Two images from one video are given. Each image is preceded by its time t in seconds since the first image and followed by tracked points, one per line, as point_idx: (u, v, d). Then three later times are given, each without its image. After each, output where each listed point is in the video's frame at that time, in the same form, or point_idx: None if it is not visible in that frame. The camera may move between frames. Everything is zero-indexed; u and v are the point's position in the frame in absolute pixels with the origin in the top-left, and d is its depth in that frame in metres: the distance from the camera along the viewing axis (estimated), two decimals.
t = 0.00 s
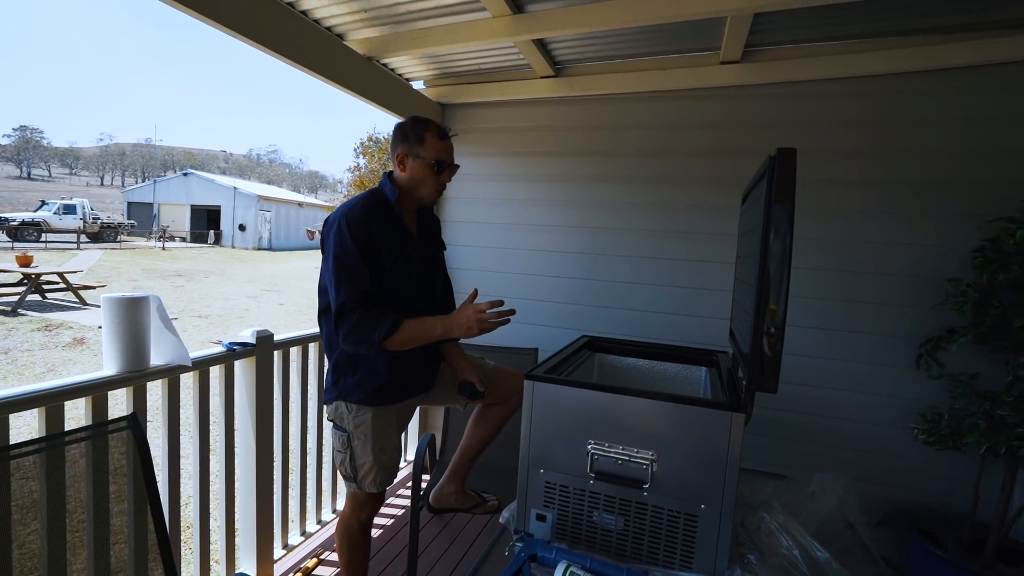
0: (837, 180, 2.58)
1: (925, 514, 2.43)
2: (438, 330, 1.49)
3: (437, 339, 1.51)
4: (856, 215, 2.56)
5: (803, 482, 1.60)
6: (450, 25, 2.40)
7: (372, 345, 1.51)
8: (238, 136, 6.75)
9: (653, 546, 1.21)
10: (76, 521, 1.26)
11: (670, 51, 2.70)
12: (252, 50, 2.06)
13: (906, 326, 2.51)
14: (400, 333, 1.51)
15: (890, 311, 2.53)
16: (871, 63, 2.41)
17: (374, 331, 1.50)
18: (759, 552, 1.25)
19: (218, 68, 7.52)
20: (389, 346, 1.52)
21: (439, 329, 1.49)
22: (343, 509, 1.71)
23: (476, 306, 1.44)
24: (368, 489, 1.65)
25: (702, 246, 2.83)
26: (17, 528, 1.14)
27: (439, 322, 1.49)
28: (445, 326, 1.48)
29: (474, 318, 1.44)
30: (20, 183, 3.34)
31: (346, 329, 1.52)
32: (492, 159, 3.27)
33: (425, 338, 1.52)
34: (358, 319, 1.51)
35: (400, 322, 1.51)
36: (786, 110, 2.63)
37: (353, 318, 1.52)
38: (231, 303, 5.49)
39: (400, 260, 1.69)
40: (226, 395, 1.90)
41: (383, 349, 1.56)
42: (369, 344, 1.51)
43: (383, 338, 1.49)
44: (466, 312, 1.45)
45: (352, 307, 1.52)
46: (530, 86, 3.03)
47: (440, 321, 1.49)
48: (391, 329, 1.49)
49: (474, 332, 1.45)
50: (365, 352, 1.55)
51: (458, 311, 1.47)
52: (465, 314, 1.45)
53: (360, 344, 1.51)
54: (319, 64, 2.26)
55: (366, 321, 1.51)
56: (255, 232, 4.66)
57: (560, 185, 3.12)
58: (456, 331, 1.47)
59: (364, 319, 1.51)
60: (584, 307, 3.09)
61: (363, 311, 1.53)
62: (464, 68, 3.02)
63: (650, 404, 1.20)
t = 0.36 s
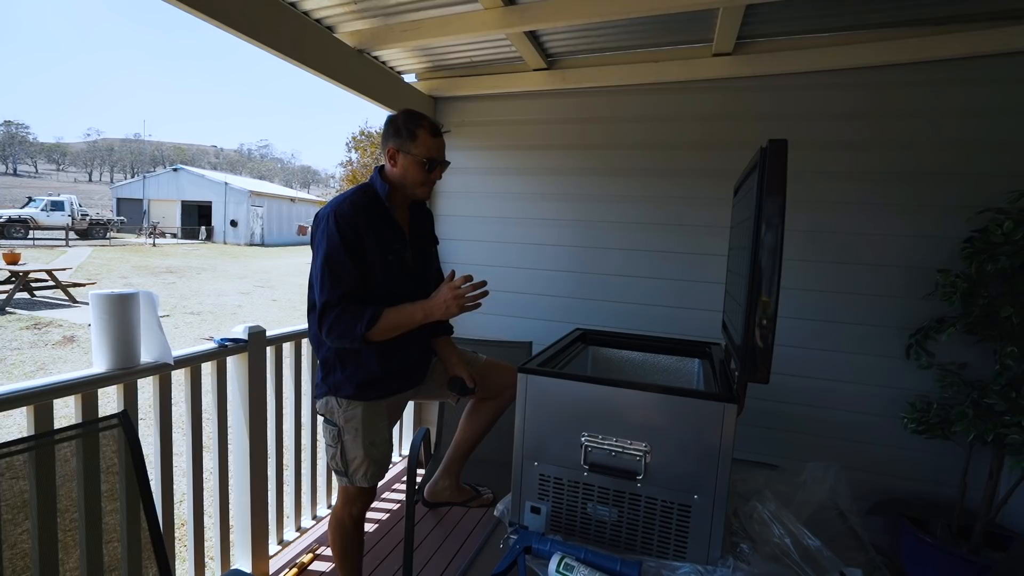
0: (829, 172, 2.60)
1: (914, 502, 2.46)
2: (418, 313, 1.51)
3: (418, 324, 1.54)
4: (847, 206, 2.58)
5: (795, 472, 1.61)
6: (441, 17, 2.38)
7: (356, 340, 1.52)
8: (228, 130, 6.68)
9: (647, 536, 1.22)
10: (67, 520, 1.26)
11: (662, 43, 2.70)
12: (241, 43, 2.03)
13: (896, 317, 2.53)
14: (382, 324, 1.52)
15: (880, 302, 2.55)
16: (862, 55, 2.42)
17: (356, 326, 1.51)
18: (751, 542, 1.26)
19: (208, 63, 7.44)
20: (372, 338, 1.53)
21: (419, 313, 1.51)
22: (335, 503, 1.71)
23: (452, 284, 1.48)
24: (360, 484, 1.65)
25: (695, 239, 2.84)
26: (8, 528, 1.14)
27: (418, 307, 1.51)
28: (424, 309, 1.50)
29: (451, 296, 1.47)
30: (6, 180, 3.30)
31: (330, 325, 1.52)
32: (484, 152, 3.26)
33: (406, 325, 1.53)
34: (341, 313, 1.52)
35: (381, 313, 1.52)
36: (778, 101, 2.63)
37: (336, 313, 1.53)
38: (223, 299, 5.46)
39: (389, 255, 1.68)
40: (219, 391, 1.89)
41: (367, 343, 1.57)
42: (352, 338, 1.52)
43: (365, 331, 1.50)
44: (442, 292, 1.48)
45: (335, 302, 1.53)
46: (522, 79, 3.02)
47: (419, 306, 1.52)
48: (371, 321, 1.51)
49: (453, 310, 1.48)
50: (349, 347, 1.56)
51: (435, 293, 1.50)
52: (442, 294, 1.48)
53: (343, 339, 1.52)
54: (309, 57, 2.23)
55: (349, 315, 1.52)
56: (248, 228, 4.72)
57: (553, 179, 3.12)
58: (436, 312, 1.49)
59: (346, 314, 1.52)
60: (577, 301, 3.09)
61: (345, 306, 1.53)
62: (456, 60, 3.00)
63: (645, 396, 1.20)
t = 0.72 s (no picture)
0: (826, 168, 2.60)
1: (909, 498, 2.47)
2: (412, 313, 1.50)
3: (412, 322, 1.53)
4: (844, 203, 2.58)
5: (790, 468, 1.62)
6: (438, 11, 2.37)
7: (348, 336, 1.52)
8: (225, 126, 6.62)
9: (642, 532, 1.22)
10: (60, 516, 1.26)
11: (660, 39, 2.69)
12: (234, 36, 2.01)
13: (893, 314, 2.54)
14: (375, 321, 1.51)
15: (876, 299, 2.56)
16: (859, 51, 2.42)
17: (349, 322, 1.50)
18: (745, 538, 1.26)
19: (202, 56, 7.36)
20: (365, 335, 1.53)
21: (413, 313, 1.50)
22: (330, 499, 1.71)
23: (447, 284, 1.46)
24: (354, 480, 1.65)
25: (692, 236, 2.83)
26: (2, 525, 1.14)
27: (412, 306, 1.50)
28: (418, 309, 1.49)
29: (446, 296, 1.45)
30: None
31: (322, 321, 1.52)
32: (481, 148, 3.25)
33: (400, 323, 1.53)
34: (333, 309, 1.52)
35: (373, 310, 1.51)
36: (776, 98, 2.63)
37: (328, 309, 1.52)
38: (219, 295, 5.42)
39: (383, 251, 1.68)
40: (213, 387, 1.88)
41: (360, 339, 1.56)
42: (344, 334, 1.51)
43: (357, 328, 1.50)
44: (437, 292, 1.47)
45: (328, 298, 1.53)
46: (519, 74, 3.00)
47: (413, 304, 1.51)
48: (364, 316, 1.50)
49: (448, 311, 1.47)
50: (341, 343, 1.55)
51: (430, 292, 1.49)
52: (437, 295, 1.46)
53: (335, 335, 1.52)
54: (304, 51, 2.21)
55: (341, 312, 1.51)
56: (245, 224, 4.53)
57: (550, 175, 3.11)
58: (431, 311, 1.48)
59: (338, 310, 1.51)
60: (574, 297, 3.09)
61: (337, 302, 1.53)
62: (453, 55, 2.98)
63: (640, 392, 1.20)
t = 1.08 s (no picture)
0: (831, 165, 2.58)
1: (913, 497, 2.46)
2: (408, 305, 1.50)
3: (407, 314, 1.53)
4: (850, 200, 2.56)
5: (794, 466, 1.61)
6: (441, 7, 2.35)
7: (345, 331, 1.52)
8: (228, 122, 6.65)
9: (645, 532, 1.22)
10: (65, 511, 1.25)
11: (664, 35, 2.67)
12: (236, 33, 2.00)
13: (897, 312, 2.52)
14: (371, 315, 1.51)
15: (881, 297, 2.54)
16: (865, 47, 2.40)
17: (345, 316, 1.50)
18: (749, 537, 1.26)
19: (206, 52, 7.37)
20: (362, 329, 1.53)
21: (407, 305, 1.50)
22: (333, 495, 1.71)
23: (442, 275, 1.47)
24: (356, 477, 1.65)
25: (695, 233, 2.82)
26: (8, 519, 1.11)
27: (407, 298, 1.50)
28: (413, 300, 1.49)
29: (441, 288, 1.46)
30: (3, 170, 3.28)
31: (320, 316, 1.53)
32: (484, 144, 3.24)
33: (395, 315, 1.52)
34: (331, 304, 1.53)
35: (369, 304, 1.51)
36: (781, 94, 2.61)
37: (325, 304, 1.53)
38: (222, 291, 5.44)
39: (383, 248, 1.67)
40: (217, 384, 1.88)
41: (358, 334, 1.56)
42: (342, 329, 1.52)
43: (353, 322, 1.50)
44: (432, 283, 1.47)
45: (325, 293, 1.54)
46: (522, 70, 2.99)
47: (408, 295, 1.51)
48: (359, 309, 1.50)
49: (444, 303, 1.48)
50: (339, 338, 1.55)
51: (424, 284, 1.49)
52: (432, 287, 1.47)
53: (332, 329, 1.53)
54: (306, 47, 2.20)
55: (339, 308, 1.51)
56: (248, 220, 4.33)
57: (553, 172, 3.10)
58: (426, 303, 1.49)
59: (336, 305, 1.52)
60: (577, 294, 3.09)
61: (335, 296, 1.54)
62: (456, 51, 2.97)
63: (644, 391, 1.19)
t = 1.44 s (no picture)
0: (836, 164, 2.56)
1: (918, 498, 2.45)
2: (404, 288, 1.48)
3: (404, 299, 1.51)
4: (856, 199, 2.54)
5: (799, 467, 1.61)
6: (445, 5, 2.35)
7: (347, 325, 1.52)
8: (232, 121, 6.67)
9: (649, 532, 1.22)
10: (71, 508, 1.25)
11: (668, 33, 2.66)
12: (241, 31, 2.00)
13: (903, 311, 2.51)
14: (369, 304, 1.50)
15: (886, 297, 2.53)
16: (872, 45, 2.38)
17: (347, 312, 1.50)
18: (754, 537, 1.26)
19: (210, 50, 7.37)
20: (364, 322, 1.52)
21: (404, 289, 1.48)
22: (337, 493, 1.72)
23: (435, 254, 1.46)
24: (359, 474, 1.65)
25: (699, 232, 2.82)
26: (14, 514, 1.14)
27: (402, 282, 1.48)
28: (409, 284, 1.48)
29: (436, 267, 1.45)
30: (9, 169, 3.30)
31: (322, 314, 1.53)
32: (487, 143, 3.24)
33: (392, 301, 1.50)
34: (333, 301, 1.53)
35: (367, 294, 1.50)
36: (786, 92, 2.60)
37: (328, 301, 1.53)
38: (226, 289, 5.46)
39: (386, 247, 1.66)
40: (221, 382, 1.89)
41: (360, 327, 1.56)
42: (344, 324, 1.52)
43: (354, 315, 1.50)
44: (425, 264, 1.46)
45: (327, 290, 1.54)
46: (526, 68, 2.98)
47: (403, 280, 1.49)
48: (359, 302, 1.50)
49: (441, 281, 1.47)
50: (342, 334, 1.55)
51: (418, 266, 1.48)
52: (427, 268, 1.46)
53: (335, 325, 1.53)
54: (310, 45, 2.20)
55: (340, 305, 1.51)
56: (251, 217, 4.66)
57: (556, 170, 3.09)
58: (422, 285, 1.47)
59: (336, 302, 1.52)
60: (580, 293, 3.08)
61: (337, 293, 1.54)
62: (460, 49, 2.96)
63: (647, 390, 1.19)
